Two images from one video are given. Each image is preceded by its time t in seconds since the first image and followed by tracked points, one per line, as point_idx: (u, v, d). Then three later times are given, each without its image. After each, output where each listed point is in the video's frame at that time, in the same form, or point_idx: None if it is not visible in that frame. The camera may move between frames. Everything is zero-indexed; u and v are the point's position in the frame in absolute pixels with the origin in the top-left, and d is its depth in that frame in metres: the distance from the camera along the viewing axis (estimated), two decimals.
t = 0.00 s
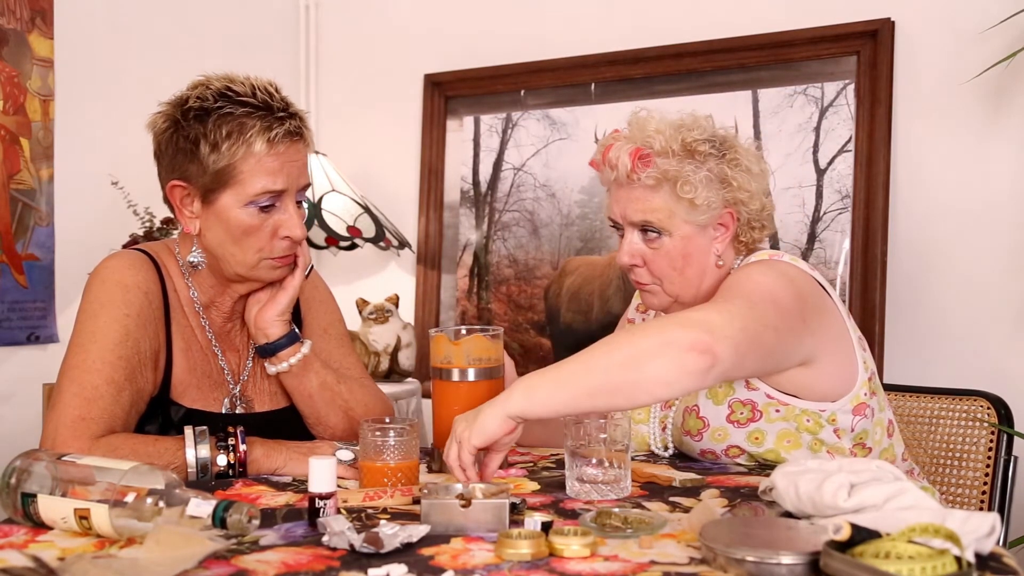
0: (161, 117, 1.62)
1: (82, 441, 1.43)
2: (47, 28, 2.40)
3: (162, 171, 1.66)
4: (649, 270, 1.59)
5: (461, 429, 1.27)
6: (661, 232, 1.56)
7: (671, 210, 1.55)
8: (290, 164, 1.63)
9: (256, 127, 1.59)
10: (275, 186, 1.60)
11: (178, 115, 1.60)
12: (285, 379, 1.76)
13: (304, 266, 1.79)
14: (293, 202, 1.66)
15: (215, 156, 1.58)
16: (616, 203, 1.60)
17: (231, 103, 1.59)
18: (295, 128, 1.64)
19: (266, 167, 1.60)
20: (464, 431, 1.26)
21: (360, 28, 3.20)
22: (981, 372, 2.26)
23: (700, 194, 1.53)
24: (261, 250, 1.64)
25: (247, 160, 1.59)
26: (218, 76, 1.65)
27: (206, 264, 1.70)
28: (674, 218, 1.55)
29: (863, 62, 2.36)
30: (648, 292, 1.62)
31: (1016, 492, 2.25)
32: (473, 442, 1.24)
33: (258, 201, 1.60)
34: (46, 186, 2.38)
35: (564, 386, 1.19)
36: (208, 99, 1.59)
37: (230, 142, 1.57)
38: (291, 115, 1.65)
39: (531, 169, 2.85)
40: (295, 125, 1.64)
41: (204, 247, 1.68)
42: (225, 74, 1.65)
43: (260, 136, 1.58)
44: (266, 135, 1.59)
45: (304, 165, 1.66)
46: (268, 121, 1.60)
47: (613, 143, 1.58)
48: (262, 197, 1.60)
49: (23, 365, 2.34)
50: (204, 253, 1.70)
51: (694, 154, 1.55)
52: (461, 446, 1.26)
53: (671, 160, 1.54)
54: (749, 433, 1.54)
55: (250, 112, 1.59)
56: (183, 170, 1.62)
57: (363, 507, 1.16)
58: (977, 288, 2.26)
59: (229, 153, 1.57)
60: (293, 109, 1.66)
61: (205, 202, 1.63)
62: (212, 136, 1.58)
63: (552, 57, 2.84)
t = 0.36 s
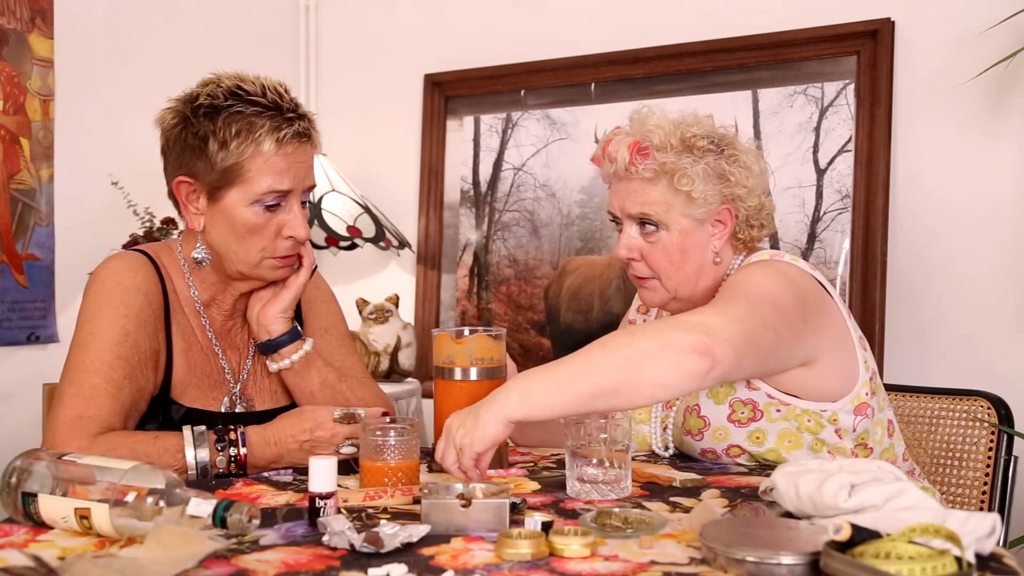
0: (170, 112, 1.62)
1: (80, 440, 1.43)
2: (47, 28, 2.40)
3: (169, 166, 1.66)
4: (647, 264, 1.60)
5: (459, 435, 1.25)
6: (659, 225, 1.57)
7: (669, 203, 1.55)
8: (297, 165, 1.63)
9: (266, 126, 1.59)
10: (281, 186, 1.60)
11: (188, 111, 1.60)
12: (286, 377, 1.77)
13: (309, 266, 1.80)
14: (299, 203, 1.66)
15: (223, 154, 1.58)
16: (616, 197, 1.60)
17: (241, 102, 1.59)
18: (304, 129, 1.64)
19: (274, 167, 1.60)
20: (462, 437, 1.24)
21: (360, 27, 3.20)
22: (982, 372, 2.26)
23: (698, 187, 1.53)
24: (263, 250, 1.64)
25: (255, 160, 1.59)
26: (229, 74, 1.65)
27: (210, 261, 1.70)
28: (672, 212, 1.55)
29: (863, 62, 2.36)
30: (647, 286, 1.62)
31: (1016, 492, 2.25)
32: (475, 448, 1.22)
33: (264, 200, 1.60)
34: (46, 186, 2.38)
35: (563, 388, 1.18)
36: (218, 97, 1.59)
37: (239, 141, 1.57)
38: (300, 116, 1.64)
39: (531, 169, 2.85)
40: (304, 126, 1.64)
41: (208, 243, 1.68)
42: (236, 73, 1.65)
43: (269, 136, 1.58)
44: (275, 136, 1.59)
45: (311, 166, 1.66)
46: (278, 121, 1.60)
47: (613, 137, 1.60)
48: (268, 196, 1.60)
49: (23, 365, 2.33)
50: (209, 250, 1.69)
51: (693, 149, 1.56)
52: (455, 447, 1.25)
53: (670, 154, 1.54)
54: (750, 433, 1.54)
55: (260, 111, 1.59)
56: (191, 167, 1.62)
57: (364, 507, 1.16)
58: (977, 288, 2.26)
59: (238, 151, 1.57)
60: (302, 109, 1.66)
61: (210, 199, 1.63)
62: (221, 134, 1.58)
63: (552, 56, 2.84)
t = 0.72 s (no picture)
0: (180, 110, 1.62)
1: (80, 439, 1.44)
2: (47, 28, 2.40)
3: (176, 164, 1.66)
4: (647, 262, 1.60)
5: (449, 349, 1.35)
6: (659, 223, 1.57)
7: (669, 201, 1.55)
8: (304, 169, 1.62)
9: (275, 130, 1.59)
10: (287, 190, 1.60)
11: (198, 111, 1.60)
12: (290, 371, 1.77)
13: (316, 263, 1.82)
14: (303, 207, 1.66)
15: (231, 155, 1.58)
16: (616, 195, 1.60)
17: (252, 104, 1.59)
18: (312, 135, 1.64)
19: (281, 171, 1.59)
20: (453, 352, 1.34)
21: (360, 27, 3.20)
22: (981, 373, 2.26)
23: (698, 184, 1.53)
24: (266, 251, 1.64)
25: (262, 163, 1.59)
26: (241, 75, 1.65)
27: (213, 259, 1.70)
28: (672, 210, 1.55)
29: (863, 62, 2.36)
30: (647, 285, 1.62)
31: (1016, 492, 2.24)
32: (460, 368, 1.33)
33: (269, 203, 1.60)
34: (46, 186, 2.38)
35: (559, 339, 1.26)
36: (229, 98, 1.59)
37: (248, 143, 1.57)
38: (309, 121, 1.64)
39: (531, 169, 2.85)
40: (314, 131, 1.64)
41: (212, 242, 1.68)
42: (247, 74, 1.66)
43: (278, 139, 1.58)
44: (284, 140, 1.59)
45: (316, 171, 1.66)
46: (287, 126, 1.60)
47: (614, 136, 1.60)
48: (273, 199, 1.60)
49: (23, 366, 2.34)
50: (212, 249, 1.70)
51: (693, 147, 1.56)
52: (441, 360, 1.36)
53: (670, 151, 1.54)
54: (750, 430, 1.52)
55: (270, 114, 1.59)
56: (198, 165, 1.62)
57: (364, 507, 1.16)
58: (976, 288, 2.26)
59: (246, 153, 1.57)
60: (311, 115, 1.66)
61: (216, 198, 1.63)
62: (230, 135, 1.58)
63: (552, 56, 2.84)
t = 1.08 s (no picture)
0: (193, 106, 1.63)
1: (106, 421, 1.45)
2: (47, 28, 2.40)
3: (185, 160, 1.66)
4: (648, 262, 1.60)
5: (422, 315, 1.40)
6: (660, 223, 1.57)
7: (670, 201, 1.55)
8: (311, 173, 1.62)
9: (285, 133, 1.59)
10: (293, 192, 1.60)
11: (211, 109, 1.60)
12: (291, 367, 1.77)
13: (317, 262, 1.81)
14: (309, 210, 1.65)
15: (240, 154, 1.58)
16: (617, 196, 1.60)
17: (263, 106, 1.60)
18: (322, 139, 1.63)
19: (288, 173, 1.59)
20: (424, 317, 1.40)
21: (360, 27, 3.20)
22: (982, 373, 2.26)
23: (699, 185, 1.53)
24: (268, 251, 1.64)
25: (270, 164, 1.59)
26: (256, 76, 1.66)
27: (218, 255, 1.70)
28: (673, 210, 1.55)
29: (863, 62, 2.36)
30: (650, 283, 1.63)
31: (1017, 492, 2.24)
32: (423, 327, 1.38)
33: (274, 204, 1.60)
34: (46, 186, 2.38)
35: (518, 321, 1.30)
36: (242, 99, 1.59)
37: (258, 144, 1.57)
38: (320, 126, 1.64)
39: (531, 169, 2.85)
40: (324, 135, 1.64)
41: (217, 238, 1.68)
42: (261, 75, 1.66)
43: (287, 142, 1.58)
44: (293, 143, 1.59)
45: (324, 176, 1.66)
46: (298, 129, 1.60)
47: (614, 137, 1.60)
48: (279, 201, 1.60)
49: (23, 366, 2.34)
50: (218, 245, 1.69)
51: (694, 147, 1.56)
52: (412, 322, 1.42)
53: (671, 152, 1.54)
54: (748, 426, 1.51)
55: (282, 117, 1.59)
56: (206, 162, 1.62)
57: (363, 507, 1.16)
58: (975, 287, 2.27)
59: (255, 154, 1.57)
60: (322, 119, 1.66)
61: (222, 196, 1.63)
62: (241, 135, 1.58)
63: (552, 56, 2.84)
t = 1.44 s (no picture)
0: (204, 105, 1.63)
1: (124, 424, 1.45)
2: (47, 28, 2.40)
3: (194, 158, 1.66)
4: (646, 263, 1.60)
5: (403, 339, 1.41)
6: (657, 225, 1.57)
7: (667, 203, 1.55)
8: (319, 177, 1.62)
9: (295, 136, 1.58)
10: (299, 195, 1.60)
11: (222, 108, 1.60)
12: (293, 365, 1.77)
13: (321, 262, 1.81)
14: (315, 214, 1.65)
15: (249, 155, 1.58)
16: (615, 197, 1.60)
17: (274, 108, 1.60)
18: (331, 143, 1.63)
19: (296, 176, 1.59)
20: (405, 340, 1.41)
21: (360, 27, 3.20)
22: (982, 372, 2.26)
23: (695, 186, 1.53)
24: (273, 252, 1.65)
25: (278, 166, 1.58)
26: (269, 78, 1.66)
27: (225, 255, 1.69)
28: (670, 211, 1.55)
29: (863, 62, 2.36)
30: (647, 284, 1.64)
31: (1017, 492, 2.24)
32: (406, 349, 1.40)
33: (281, 206, 1.60)
34: (46, 186, 2.38)
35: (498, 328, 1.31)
36: (253, 100, 1.60)
37: (267, 145, 1.57)
38: (330, 130, 1.64)
39: (531, 169, 2.85)
40: (334, 140, 1.63)
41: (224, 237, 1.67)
42: (274, 77, 1.66)
43: (296, 145, 1.58)
44: (302, 146, 1.58)
45: (332, 179, 1.66)
46: (307, 132, 1.60)
47: (611, 138, 1.60)
48: (286, 202, 1.60)
49: (23, 366, 2.34)
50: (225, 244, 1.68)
51: (690, 148, 1.56)
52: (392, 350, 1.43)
53: (668, 153, 1.54)
54: (744, 426, 1.51)
55: (292, 119, 1.59)
56: (215, 162, 1.62)
57: (364, 507, 1.16)
58: (975, 287, 2.26)
59: (263, 155, 1.57)
60: (332, 124, 1.65)
61: (230, 195, 1.63)
62: (250, 136, 1.58)
63: (552, 57, 2.84)
